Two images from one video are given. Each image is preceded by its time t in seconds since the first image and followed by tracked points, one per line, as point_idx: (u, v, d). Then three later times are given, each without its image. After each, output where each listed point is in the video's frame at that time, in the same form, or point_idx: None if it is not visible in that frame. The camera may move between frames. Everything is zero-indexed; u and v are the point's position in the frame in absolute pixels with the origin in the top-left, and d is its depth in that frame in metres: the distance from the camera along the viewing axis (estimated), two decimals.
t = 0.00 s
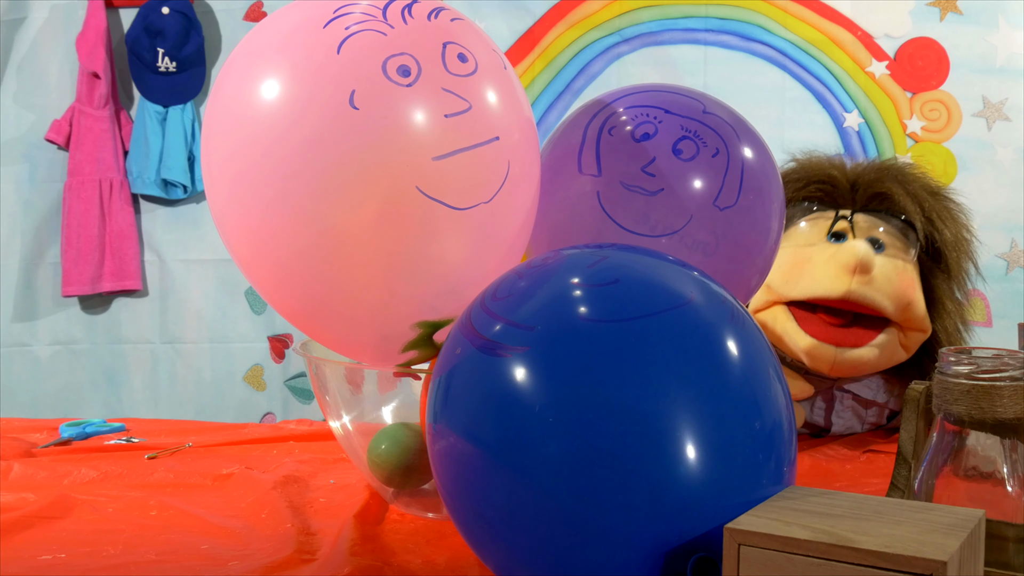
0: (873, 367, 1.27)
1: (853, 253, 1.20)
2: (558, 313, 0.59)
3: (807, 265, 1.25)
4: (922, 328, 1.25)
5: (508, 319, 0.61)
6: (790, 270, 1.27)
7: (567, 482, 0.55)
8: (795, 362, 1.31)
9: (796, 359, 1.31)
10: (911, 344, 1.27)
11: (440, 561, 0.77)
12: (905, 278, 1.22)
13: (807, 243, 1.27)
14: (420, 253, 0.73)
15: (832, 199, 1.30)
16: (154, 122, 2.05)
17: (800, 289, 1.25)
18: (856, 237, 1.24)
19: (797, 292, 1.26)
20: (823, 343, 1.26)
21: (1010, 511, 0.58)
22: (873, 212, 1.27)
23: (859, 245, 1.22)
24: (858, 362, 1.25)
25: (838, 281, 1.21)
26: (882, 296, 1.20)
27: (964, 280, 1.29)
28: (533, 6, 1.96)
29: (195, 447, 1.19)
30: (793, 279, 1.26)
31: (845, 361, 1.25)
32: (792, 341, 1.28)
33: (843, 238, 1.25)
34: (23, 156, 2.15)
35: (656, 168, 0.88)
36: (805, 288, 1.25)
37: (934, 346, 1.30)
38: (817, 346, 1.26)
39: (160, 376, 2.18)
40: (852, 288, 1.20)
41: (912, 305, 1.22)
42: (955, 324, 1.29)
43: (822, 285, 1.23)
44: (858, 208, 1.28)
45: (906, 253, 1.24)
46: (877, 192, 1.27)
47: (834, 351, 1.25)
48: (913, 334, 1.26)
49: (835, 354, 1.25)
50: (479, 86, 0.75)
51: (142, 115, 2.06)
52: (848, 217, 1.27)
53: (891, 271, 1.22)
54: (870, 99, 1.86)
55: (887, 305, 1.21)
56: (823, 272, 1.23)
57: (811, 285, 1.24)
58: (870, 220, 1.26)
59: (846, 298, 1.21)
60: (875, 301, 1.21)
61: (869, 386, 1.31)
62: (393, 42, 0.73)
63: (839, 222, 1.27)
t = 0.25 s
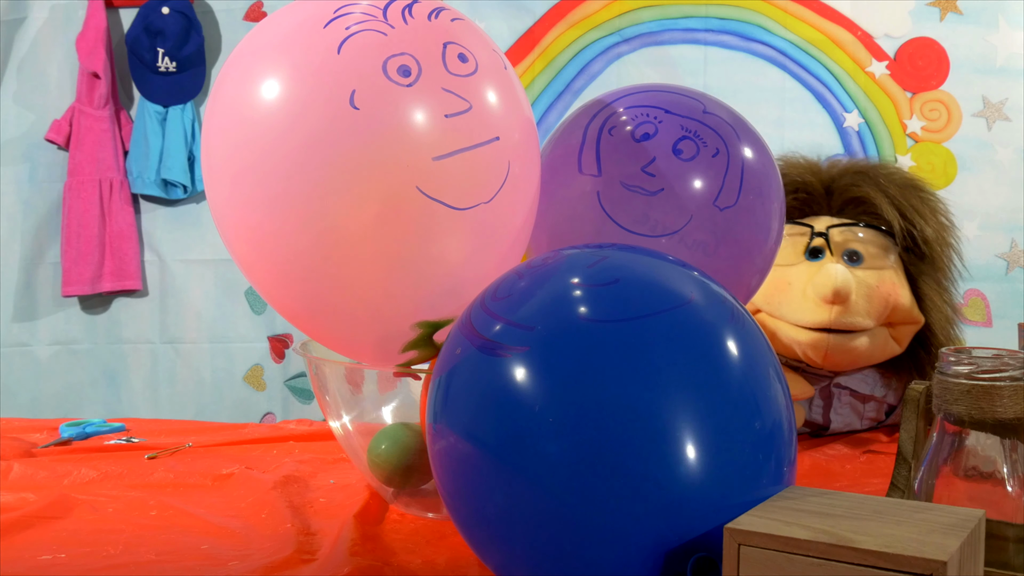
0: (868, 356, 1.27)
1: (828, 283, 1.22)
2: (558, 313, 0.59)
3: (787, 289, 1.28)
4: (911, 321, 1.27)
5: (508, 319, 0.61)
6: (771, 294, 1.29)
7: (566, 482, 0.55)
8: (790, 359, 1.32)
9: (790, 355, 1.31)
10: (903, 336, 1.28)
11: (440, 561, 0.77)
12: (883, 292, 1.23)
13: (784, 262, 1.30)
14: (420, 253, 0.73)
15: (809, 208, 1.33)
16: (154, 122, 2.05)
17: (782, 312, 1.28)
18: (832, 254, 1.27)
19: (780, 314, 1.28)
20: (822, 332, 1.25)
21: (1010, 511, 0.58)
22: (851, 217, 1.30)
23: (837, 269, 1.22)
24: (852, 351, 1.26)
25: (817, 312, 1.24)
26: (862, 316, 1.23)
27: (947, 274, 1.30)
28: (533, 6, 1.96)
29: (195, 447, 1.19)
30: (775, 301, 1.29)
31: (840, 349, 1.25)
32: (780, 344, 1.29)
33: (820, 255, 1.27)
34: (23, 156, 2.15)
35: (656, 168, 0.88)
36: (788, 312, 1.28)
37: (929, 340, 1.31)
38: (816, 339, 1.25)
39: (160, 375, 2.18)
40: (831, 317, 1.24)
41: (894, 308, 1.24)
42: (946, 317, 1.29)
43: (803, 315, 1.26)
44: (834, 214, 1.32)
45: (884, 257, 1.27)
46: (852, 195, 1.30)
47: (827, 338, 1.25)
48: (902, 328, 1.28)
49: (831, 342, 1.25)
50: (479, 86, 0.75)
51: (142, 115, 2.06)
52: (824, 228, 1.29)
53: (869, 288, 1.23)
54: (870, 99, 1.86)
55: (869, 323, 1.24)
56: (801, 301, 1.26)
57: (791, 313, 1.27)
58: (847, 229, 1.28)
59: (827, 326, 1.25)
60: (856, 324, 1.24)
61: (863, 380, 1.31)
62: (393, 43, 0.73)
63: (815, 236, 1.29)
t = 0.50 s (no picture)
0: (865, 355, 1.26)
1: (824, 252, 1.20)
2: (558, 313, 0.59)
3: (782, 267, 1.26)
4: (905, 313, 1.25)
5: (508, 319, 0.61)
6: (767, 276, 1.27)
7: (566, 482, 0.55)
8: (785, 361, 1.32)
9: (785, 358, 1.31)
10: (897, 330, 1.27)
11: (440, 561, 0.77)
12: (879, 269, 1.21)
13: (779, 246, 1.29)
14: (421, 253, 0.73)
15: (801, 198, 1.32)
16: (154, 122, 2.05)
17: (778, 292, 1.26)
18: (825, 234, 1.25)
19: (777, 295, 1.26)
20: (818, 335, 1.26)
21: (1010, 511, 0.58)
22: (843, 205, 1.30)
23: (832, 241, 1.22)
24: (846, 354, 1.25)
25: (813, 280, 1.22)
26: (859, 291, 1.21)
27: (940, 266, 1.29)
28: (533, 6, 1.96)
29: (195, 447, 1.19)
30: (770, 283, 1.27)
31: (834, 353, 1.25)
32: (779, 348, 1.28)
33: (814, 236, 1.26)
34: (23, 156, 2.15)
35: (656, 168, 0.88)
36: (783, 290, 1.25)
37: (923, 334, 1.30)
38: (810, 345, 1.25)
39: (160, 376, 2.18)
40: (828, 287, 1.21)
41: (890, 296, 1.22)
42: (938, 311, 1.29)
43: (799, 287, 1.23)
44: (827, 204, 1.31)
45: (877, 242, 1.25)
46: (844, 185, 1.30)
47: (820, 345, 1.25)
48: (897, 320, 1.26)
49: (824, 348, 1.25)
50: (479, 86, 0.75)
51: (142, 115, 2.06)
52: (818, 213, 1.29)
53: (864, 264, 1.22)
54: (870, 99, 1.86)
55: (867, 298, 1.21)
56: (798, 274, 1.24)
57: (788, 287, 1.24)
58: (840, 215, 1.27)
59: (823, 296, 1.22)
60: (853, 295, 1.21)
61: (862, 377, 1.32)
62: (394, 42, 0.73)
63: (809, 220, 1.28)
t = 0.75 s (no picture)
0: (886, 374, 1.27)
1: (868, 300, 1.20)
2: (558, 313, 0.59)
3: (822, 296, 1.26)
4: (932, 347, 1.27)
5: (508, 319, 0.61)
6: (804, 297, 1.27)
7: (566, 482, 0.55)
8: (798, 367, 1.32)
9: (802, 361, 1.31)
10: (918, 360, 1.29)
11: (440, 561, 0.77)
12: (917, 311, 1.24)
13: (823, 268, 1.26)
14: (420, 253, 0.73)
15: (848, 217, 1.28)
16: (154, 122, 2.05)
17: (814, 318, 1.27)
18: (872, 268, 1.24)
19: (811, 320, 1.27)
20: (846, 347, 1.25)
21: (1010, 511, 0.58)
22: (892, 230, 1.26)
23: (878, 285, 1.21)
24: (874, 369, 1.27)
25: (852, 325, 1.23)
26: (894, 337, 1.24)
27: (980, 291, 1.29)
28: (533, 6, 1.96)
29: (195, 447, 1.19)
30: (807, 307, 1.27)
31: (864, 365, 1.26)
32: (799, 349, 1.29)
33: (859, 267, 1.24)
34: (23, 156, 2.15)
35: (656, 168, 0.88)
36: (820, 318, 1.26)
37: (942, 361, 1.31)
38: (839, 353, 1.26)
39: (160, 375, 2.18)
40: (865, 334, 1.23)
41: (922, 329, 1.25)
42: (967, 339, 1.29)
43: (834, 324, 1.25)
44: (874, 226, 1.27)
45: (920, 277, 1.25)
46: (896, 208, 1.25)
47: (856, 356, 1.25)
48: (922, 351, 1.28)
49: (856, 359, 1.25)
50: (479, 86, 0.75)
51: (141, 115, 2.06)
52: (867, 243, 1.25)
53: (905, 307, 1.24)
54: (870, 99, 1.86)
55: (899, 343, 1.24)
56: (835, 309, 1.25)
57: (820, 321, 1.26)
58: (886, 241, 1.25)
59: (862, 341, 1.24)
60: (887, 343, 1.24)
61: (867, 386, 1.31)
62: (393, 42, 0.73)
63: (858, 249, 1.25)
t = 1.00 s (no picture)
0: (880, 366, 1.26)
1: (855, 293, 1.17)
2: (558, 313, 0.59)
3: (811, 292, 1.25)
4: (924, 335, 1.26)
5: (508, 319, 0.61)
6: (793, 295, 1.27)
7: (566, 482, 0.55)
8: (795, 364, 1.31)
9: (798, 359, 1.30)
10: (914, 351, 1.28)
11: (440, 561, 0.77)
12: (907, 302, 1.22)
13: (811, 264, 1.26)
14: (420, 253, 0.73)
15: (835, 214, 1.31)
16: (154, 122, 2.05)
17: (803, 315, 1.26)
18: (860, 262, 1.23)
19: (800, 317, 1.26)
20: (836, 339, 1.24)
21: (1010, 511, 0.58)
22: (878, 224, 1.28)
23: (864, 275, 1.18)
24: (867, 363, 1.25)
25: (841, 317, 1.21)
26: (885, 327, 1.21)
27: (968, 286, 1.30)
28: (533, 6, 1.96)
29: (195, 447, 1.19)
30: (796, 303, 1.26)
31: (856, 359, 1.24)
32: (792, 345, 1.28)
33: (847, 261, 1.24)
34: (23, 156, 2.15)
35: (656, 168, 0.88)
36: (809, 314, 1.25)
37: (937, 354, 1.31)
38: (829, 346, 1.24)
39: (160, 375, 2.18)
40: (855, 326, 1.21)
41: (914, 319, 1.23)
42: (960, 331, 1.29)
43: (824, 318, 1.23)
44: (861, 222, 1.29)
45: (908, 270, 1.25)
46: (883, 202, 1.27)
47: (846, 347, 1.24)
48: (915, 342, 1.27)
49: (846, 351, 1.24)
50: (479, 86, 0.75)
51: (142, 115, 2.06)
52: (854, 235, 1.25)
53: (894, 297, 1.22)
54: (870, 99, 1.86)
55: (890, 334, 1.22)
56: (825, 304, 1.23)
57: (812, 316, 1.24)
58: (875, 234, 1.25)
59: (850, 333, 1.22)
60: (879, 334, 1.21)
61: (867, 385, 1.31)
62: (393, 42, 0.73)
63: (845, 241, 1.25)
